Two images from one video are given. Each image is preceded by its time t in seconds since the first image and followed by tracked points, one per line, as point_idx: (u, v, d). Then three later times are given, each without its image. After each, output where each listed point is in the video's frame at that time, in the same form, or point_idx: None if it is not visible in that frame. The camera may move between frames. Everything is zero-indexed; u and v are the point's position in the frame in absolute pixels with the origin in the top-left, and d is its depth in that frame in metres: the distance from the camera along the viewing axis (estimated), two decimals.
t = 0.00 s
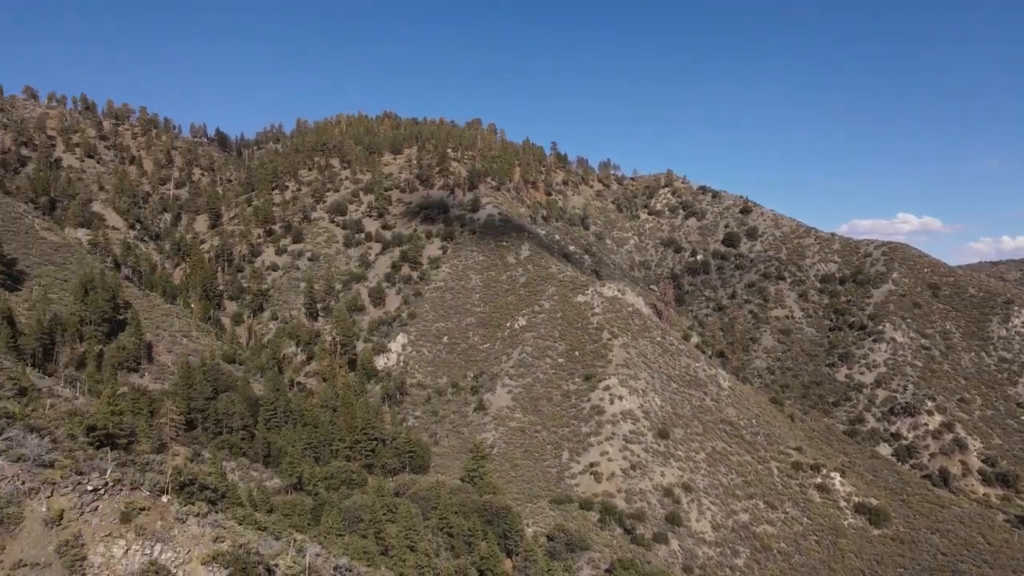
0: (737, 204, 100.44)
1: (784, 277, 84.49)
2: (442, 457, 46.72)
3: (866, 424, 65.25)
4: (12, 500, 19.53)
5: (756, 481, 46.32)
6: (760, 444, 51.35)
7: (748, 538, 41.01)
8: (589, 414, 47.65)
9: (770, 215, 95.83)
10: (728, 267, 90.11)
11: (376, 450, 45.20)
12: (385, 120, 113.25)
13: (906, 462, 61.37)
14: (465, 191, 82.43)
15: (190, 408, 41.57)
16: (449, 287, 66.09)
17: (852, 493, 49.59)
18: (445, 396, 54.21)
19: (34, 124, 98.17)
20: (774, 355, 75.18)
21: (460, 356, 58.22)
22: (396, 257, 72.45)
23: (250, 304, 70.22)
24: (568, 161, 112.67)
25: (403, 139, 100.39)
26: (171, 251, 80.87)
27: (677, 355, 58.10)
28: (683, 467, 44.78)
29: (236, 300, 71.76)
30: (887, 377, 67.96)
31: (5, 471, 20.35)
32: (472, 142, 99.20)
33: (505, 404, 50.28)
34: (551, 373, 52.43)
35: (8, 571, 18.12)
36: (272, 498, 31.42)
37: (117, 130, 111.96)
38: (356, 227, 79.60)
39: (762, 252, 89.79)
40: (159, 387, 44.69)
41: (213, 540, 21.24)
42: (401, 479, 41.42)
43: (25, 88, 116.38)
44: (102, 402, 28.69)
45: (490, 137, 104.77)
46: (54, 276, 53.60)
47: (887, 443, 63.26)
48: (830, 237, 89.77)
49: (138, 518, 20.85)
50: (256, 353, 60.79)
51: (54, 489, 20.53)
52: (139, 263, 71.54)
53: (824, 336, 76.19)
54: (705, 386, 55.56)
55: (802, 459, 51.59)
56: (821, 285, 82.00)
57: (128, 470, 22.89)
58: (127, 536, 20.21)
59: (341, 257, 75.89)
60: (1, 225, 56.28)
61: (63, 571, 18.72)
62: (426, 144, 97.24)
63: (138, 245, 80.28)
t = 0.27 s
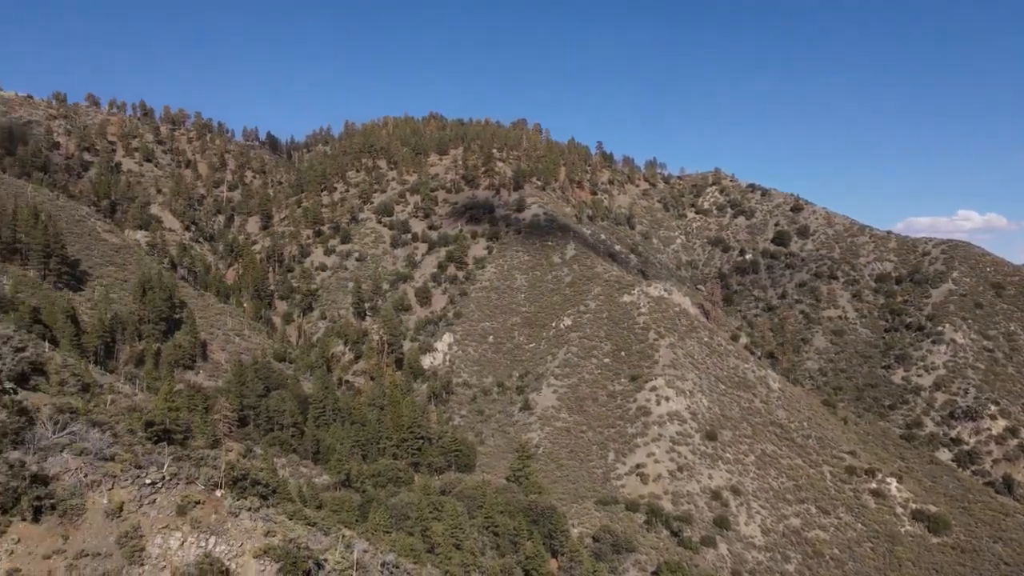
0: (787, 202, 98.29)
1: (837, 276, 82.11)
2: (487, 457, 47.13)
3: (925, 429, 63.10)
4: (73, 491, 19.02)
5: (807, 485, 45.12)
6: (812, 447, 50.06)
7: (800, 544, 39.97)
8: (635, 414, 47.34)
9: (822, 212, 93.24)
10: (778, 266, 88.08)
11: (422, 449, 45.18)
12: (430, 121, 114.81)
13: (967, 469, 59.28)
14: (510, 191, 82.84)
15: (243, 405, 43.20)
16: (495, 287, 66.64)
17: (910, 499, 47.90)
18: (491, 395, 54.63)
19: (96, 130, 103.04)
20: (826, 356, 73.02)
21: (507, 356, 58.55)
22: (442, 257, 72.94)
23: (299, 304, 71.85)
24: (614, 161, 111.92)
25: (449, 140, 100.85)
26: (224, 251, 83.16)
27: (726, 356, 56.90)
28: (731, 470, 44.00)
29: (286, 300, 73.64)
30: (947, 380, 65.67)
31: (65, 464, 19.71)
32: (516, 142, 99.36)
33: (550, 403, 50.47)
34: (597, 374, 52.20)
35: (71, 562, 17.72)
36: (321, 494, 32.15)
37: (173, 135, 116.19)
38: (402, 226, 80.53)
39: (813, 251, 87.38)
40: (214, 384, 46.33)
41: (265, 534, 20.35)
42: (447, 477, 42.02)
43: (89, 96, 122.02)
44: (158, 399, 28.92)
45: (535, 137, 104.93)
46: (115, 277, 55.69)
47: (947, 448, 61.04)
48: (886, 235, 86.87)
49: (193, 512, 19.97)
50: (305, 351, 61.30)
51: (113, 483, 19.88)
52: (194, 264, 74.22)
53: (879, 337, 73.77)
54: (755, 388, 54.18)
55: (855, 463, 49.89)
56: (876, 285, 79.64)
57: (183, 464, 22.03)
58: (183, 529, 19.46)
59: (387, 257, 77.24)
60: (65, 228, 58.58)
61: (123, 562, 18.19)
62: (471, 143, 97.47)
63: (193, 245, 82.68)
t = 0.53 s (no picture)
0: (845, 199, 96.21)
1: (898, 276, 79.64)
2: (537, 457, 47.07)
3: (994, 434, 60.19)
4: (138, 485, 20.03)
5: (866, 491, 43.74)
6: (872, 451, 48.53)
7: (859, 552, 38.69)
8: (686, 415, 46.85)
9: (882, 210, 90.65)
10: (835, 266, 85.90)
11: (471, 448, 45.26)
12: (480, 121, 116.35)
13: None
14: (559, 191, 83.02)
15: (296, 403, 44.03)
16: (543, 287, 66.95)
17: (977, 507, 46.04)
18: (540, 395, 54.75)
19: (159, 136, 107.74)
20: (887, 358, 70.56)
21: (555, 356, 58.62)
22: (491, 257, 73.81)
23: (351, 304, 73.18)
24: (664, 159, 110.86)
25: (499, 139, 100.79)
26: (280, 253, 85.33)
27: (780, 358, 55.44)
28: (786, 473, 43.08)
29: (338, 299, 75.14)
30: (1017, 385, 63.31)
31: (130, 458, 20.79)
32: (565, 142, 98.93)
33: (599, 404, 50.32)
34: (646, 374, 51.73)
35: (135, 551, 18.69)
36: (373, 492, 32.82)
37: (231, 139, 120.35)
38: (452, 227, 81.14)
39: (873, 249, 84.97)
40: (269, 382, 47.85)
41: (318, 529, 20.75)
42: (497, 476, 42.03)
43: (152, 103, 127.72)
44: (218, 394, 29.28)
45: (584, 136, 104.88)
46: (175, 277, 57.67)
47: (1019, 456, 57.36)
48: (951, 233, 84.00)
49: (249, 505, 20.59)
50: (357, 350, 62.16)
51: (175, 476, 20.70)
52: (250, 264, 75.61)
53: (943, 339, 71.20)
54: (810, 391, 52.47)
55: (919, 469, 48.26)
56: (940, 285, 76.91)
57: (240, 460, 22.59)
58: (240, 522, 20.10)
59: (438, 257, 78.22)
60: (130, 230, 60.93)
61: (183, 552, 18.99)
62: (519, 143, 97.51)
63: (250, 247, 85.09)
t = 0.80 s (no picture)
0: (899, 197, 94.05)
1: (956, 275, 77.01)
2: (580, 458, 47.31)
3: None
4: (191, 480, 20.78)
5: (920, 497, 42.53)
6: (927, 456, 47.13)
7: (915, 560, 37.40)
8: (732, 417, 46.12)
9: (938, 207, 88.02)
10: (888, 265, 83.72)
11: (515, 447, 45.65)
12: (523, 121, 117.37)
13: None
14: (602, 189, 83.16)
15: (343, 401, 45.04)
16: (587, 287, 67.52)
17: None
18: (584, 395, 54.99)
19: (211, 140, 111.26)
20: (942, 360, 68.47)
21: (599, 356, 58.86)
22: (534, 257, 74.53)
23: (396, 303, 74.25)
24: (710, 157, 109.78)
25: (541, 140, 101.86)
26: (326, 253, 87.04)
27: (830, 359, 53.85)
28: (837, 478, 42.02)
29: (384, 299, 76.38)
30: None
31: (183, 453, 21.59)
32: (609, 141, 98.35)
33: (644, 405, 49.85)
34: (691, 375, 51.20)
35: (188, 544, 19.38)
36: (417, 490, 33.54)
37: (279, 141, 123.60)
38: (496, 227, 82.16)
39: (929, 247, 82.61)
40: (316, 380, 49.24)
41: (363, 526, 21.07)
42: (540, 476, 42.22)
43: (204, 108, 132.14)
44: (265, 390, 29.30)
45: (629, 134, 104.81)
46: (227, 277, 59.48)
47: None
48: (1014, 231, 81.19)
49: (297, 501, 21.09)
50: (402, 349, 63.58)
51: (225, 472, 21.45)
52: (297, 265, 76.98)
53: (1004, 340, 68.21)
54: (862, 393, 51.12)
55: (977, 475, 46.53)
56: (1001, 284, 74.04)
57: (289, 456, 23.22)
58: (288, 517, 20.65)
59: (481, 257, 78.85)
60: (184, 231, 63.06)
61: (234, 546, 19.60)
62: (563, 143, 97.89)
63: (299, 247, 87.16)
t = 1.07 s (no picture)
0: (954, 192, 91.13)
1: (1014, 274, 74.68)
2: (622, 457, 47.50)
3: None
4: (238, 475, 21.59)
5: (977, 503, 41.02)
6: (984, 462, 45.28)
7: (968, 567, 36.13)
8: (777, 419, 45.65)
9: (997, 203, 84.93)
10: (941, 263, 81.28)
11: (556, 447, 45.48)
12: (564, 122, 118.33)
13: None
14: (643, 189, 83.65)
15: (386, 400, 45.58)
16: (629, 286, 67.14)
17: None
18: (625, 395, 54.94)
19: (258, 143, 114.24)
20: (1001, 363, 65.18)
21: (641, 356, 58.55)
22: (576, 256, 75.10)
23: (437, 302, 74.54)
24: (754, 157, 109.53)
25: (582, 140, 103.20)
26: (369, 254, 88.17)
27: (879, 361, 52.86)
28: (887, 483, 40.94)
29: (425, 299, 77.24)
30: None
31: (231, 449, 22.51)
32: (651, 139, 98.57)
33: (686, 406, 50.20)
34: (735, 376, 51.01)
35: (236, 538, 20.06)
36: (458, 488, 33.75)
37: (323, 143, 126.03)
38: (537, 227, 83.35)
39: (985, 246, 79.95)
40: (359, 379, 49.41)
41: (405, 524, 21.99)
42: (581, 475, 42.35)
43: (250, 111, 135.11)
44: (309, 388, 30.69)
45: (671, 133, 104.97)
46: (272, 277, 60.78)
47: None
48: None
49: (341, 498, 21.86)
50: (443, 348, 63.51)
51: (273, 468, 22.30)
52: (341, 265, 78.68)
53: None
54: (913, 397, 50.00)
55: None
56: None
57: (333, 454, 24.59)
58: (332, 514, 21.38)
59: (522, 257, 80.46)
60: (234, 233, 65.14)
61: (280, 541, 20.33)
62: (604, 143, 98.19)
63: (342, 248, 89.28)
